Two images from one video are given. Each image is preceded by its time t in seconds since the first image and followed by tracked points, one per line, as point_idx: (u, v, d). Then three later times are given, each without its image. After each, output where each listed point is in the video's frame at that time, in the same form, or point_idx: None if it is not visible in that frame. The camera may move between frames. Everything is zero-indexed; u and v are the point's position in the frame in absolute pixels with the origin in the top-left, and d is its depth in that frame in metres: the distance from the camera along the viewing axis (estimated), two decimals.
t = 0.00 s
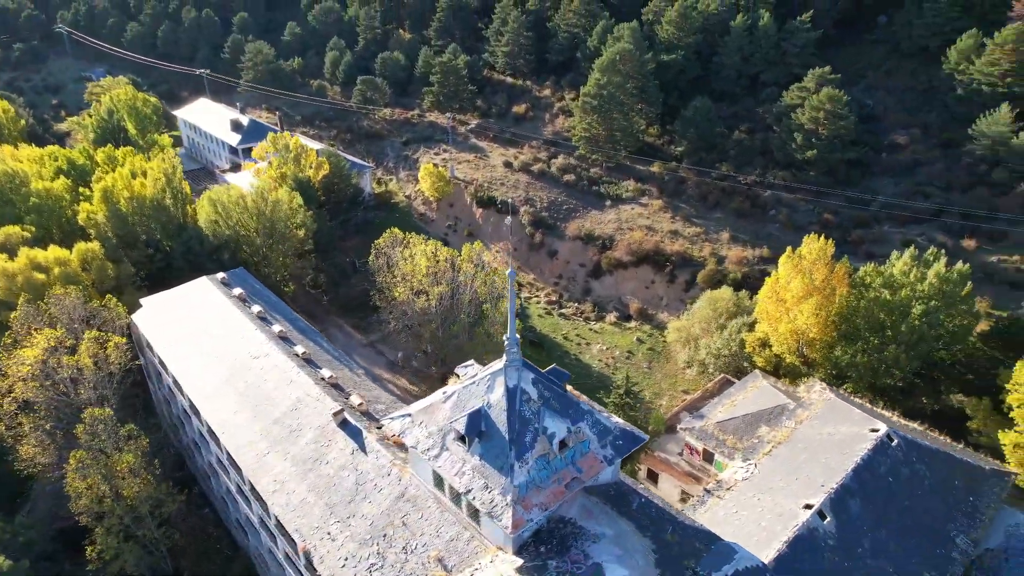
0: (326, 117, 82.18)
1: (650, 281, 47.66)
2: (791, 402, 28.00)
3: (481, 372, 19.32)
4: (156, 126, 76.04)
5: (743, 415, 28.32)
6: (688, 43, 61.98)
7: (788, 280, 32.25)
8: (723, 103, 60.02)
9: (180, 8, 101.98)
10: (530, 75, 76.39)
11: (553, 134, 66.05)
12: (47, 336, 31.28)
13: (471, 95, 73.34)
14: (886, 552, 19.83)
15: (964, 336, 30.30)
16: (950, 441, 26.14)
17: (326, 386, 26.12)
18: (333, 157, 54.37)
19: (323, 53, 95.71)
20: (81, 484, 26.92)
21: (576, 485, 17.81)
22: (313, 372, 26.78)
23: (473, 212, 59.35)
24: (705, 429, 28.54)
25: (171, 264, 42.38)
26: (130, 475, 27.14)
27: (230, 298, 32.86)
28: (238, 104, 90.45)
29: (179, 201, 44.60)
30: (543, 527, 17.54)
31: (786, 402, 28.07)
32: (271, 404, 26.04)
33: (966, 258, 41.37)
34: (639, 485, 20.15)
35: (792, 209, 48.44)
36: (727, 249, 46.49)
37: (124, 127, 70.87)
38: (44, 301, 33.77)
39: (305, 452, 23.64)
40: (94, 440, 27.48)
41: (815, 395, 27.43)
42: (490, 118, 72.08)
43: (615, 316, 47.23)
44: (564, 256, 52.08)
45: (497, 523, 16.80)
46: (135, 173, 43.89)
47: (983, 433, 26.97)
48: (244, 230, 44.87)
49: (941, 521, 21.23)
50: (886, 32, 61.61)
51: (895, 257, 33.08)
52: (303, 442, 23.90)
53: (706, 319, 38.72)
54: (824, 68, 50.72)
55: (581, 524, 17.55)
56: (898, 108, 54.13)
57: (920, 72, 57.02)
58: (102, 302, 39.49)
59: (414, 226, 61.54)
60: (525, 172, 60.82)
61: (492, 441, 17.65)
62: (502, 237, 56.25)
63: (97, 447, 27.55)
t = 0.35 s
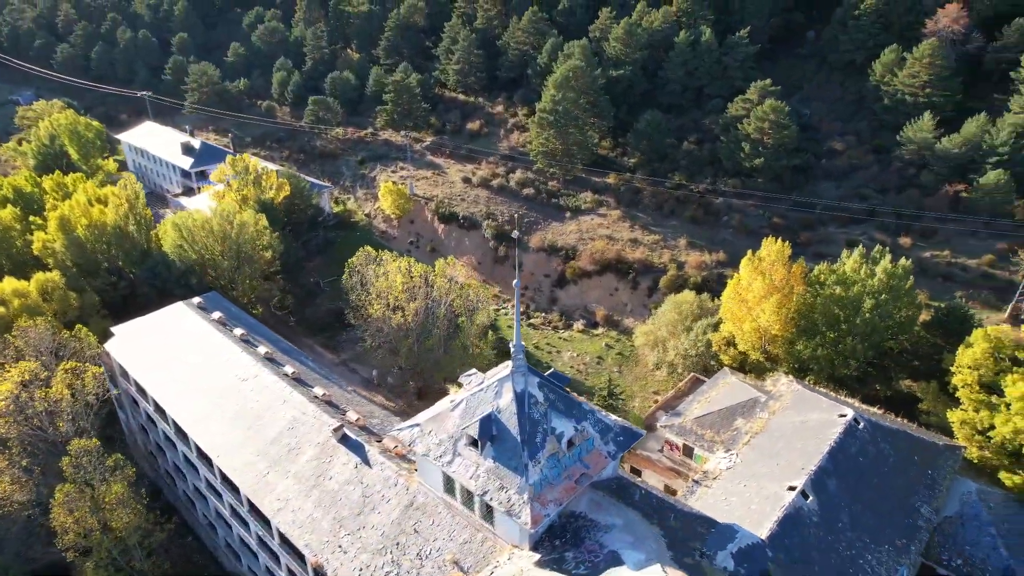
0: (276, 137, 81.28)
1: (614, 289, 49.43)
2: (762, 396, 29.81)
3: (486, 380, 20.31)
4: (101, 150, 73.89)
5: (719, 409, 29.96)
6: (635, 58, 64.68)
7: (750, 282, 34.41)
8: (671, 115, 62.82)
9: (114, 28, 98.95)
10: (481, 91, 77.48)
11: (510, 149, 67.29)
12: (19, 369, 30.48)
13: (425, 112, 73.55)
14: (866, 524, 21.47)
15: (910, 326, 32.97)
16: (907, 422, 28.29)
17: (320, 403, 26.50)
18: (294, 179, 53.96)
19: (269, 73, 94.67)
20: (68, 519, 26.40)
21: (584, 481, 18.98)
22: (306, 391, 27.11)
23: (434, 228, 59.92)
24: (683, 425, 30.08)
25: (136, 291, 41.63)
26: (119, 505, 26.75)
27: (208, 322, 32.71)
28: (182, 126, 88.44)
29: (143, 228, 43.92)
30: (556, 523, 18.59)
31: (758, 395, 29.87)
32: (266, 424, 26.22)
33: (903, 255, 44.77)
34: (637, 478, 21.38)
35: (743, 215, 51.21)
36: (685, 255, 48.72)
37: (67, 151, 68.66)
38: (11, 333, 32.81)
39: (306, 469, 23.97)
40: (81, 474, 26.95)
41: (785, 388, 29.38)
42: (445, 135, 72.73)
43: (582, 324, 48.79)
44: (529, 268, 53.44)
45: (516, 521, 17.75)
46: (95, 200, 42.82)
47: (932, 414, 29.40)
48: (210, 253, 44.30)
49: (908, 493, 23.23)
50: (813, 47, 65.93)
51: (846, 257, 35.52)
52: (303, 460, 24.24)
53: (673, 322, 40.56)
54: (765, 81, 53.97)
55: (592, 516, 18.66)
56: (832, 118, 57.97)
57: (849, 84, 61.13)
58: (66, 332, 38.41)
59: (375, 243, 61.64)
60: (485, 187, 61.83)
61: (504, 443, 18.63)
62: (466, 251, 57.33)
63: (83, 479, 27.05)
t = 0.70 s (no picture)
0: (228, 158, 80.26)
1: (581, 297, 51.02)
2: (735, 392, 31.70)
3: (491, 387, 21.34)
4: (42, 176, 71.24)
5: (696, 407, 31.59)
6: (586, 75, 66.99)
7: (715, 286, 36.81)
8: (623, 128, 65.33)
9: (45, 49, 95.16)
10: (435, 108, 78.00)
11: (468, 164, 68.13)
12: None
13: (381, 133, 72.73)
14: (843, 503, 23.24)
15: (864, 320, 35.61)
16: (867, 409, 30.53)
17: (316, 420, 26.87)
18: (255, 200, 53.58)
19: (215, 94, 93.27)
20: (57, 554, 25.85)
21: (591, 477, 20.13)
22: (301, 409, 27.45)
23: (398, 246, 60.22)
24: (663, 423, 31.54)
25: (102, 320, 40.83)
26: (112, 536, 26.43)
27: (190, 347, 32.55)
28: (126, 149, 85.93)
29: (109, 257, 43.45)
30: (568, 518, 19.66)
31: (731, 392, 31.73)
32: (262, 444, 26.37)
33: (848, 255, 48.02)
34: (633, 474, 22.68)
35: (698, 222, 53.83)
36: (647, 262, 50.75)
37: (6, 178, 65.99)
38: None
39: (309, 486, 24.34)
40: (73, 507, 26.79)
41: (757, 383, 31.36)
42: (402, 152, 72.97)
43: (552, 334, 50.21)
44: (496, 281, 54.59)
45: (532, 518, 18.69)
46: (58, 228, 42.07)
47: (887, 400, 31.96)
48: (179, 279, 43.92)
49: (877, 472, 25.23)
50: (754, 60, 70.95)
51: (802, 259, 37.99)
52: (306, 477, 24.62)
53: (642, 327, 42.12)
54: (711, 95, 56.90)
55: (599, 510, 19.83)
56: (774, 128, 61.51)
57: (787, 95, 65.41)
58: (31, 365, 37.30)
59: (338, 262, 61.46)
60: (446, 203, 62.39)
61: (515, 446, 19.66)
62: (430, 266, 57.94)
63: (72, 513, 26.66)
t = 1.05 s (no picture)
0: (181, 181, 78.97)
1: (549, 307, 52.57)
2: (711, 391, 33.55)
3: (496, 395, 22.42)
4: None
5: (675, 406, 33.19)
6: (541, 91, 68.92)
7: (682, 292, 38.99)
8: (579, 142, 67.52)
9: None
10: (390, 126, 78.08)
11: (428, 180, 68.82)
12: None
13: (339, 152, 72.79)
14: (820, 486, 25.17)
15: (821, 318, 38.13)
16: (830, 400, 32.90)
17: (314, 438, 27.27)
18: (219, 222, 53.16)
19: (161, 115, 91.22)
20: None
21: (595, 474, 21.36)
22: (298, 428, 27.78)
23: (364, 264, 60.42)
24: (644, 424, 32.91)
25: (69, 350, 39.84)
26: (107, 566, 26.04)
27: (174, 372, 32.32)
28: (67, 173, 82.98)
29: (75, 283, 42.27)
30: (577, 515, 20.82)
31: (707, 391, 33.56)
32: (262, 465, 26.56)
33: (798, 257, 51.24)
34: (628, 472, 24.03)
35: (658, 231, 56.26)
36: (612, 271, 52.71)
37: None
38: None
39: (315, 502, 24.74)
40: (65, 540, 26.20)
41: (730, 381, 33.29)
42: (361, 170, 73.04)
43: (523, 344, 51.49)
44: (464, 295, 55.45)
45: (546, 516, 19.81)
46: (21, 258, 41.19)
47: (847, 391, 34.44)
48: (151, 305, 43.57)
49: (846, 457, 27.34)
50: (699, 76, 74.78)
51: (762, 262, 40.36)
52: (310, 493, 25.01)
53: (614, 333, 43.87)
54: (663, 109, 59.54)
55: (605, 505, 21.08)
56: (722, 139, 64.83)
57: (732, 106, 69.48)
58: None
59: (303, 282, 61.16)
60: (410, 220, 62.75)
61: (525, 449, 20.76)
62: (398, 283, 58.43)
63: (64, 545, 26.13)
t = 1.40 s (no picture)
0: (133, 204, 77.10)
1: (520, 318, 53.94)
2: (687, 391, 35.40)
3: (500, 402, 23.45)
4: None
5: (655, 407, 34.61)
6: (499, 107, 70.53)
7: (653, 298, 41.00)
8: (538, 155, 69.34)
9: None
10: (347, 143, 77.66)
11: (390, 197, 69.01)
12: None
13: (297, 170, 72.47)
14: (799, 474, 27.06)
15: (784, 318, 40.54)
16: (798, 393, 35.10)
17: (314, 455, 27.61)
18: (184, 244, 52.47)
19: (104, 136, 88.31)
20: None
21: (600, 473, 22.55)
22: (296, 446, 28.06)
23: (330, 282, 60.33)
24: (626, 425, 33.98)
25: (37, 381, 38.71)
26: None
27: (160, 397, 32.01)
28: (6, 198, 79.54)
29: (41, 312, 41.16)
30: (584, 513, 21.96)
31: (684, 391, 35.41)
32: (263, 484, 26.74)
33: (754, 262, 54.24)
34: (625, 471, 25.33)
35: (620, 241, 58.41)
36: (580, 281, 54.46)
37: None
38: None
39: (322, 517, 25.12)
40: (61, 572, 25.73)
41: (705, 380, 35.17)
42: (321, 188, 72.77)
43: (497, 355, 52.56)
44: (435, 308, 56.11)
45: (559, 514, 20.91)
46: None
47: (812, 385, 36.77)
48: (120, 330, 42.77)
49: (819, 446, 29.40)
50: (649, 90, 78.11)
51: (727, 267, 42.56)
52: (317, 509, 25.38)
53: (588, 340, 45.43)
54: (619, 123, 61.90)
55: (610, 502, 22.30)
56: (675, 150, 67.83)
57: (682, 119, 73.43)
58: None
59: (269, 302, 60.64)
60: (375, 237, 62.75)
61: (534, 451, 21.84)
62: (366, 300, 58.61)
63: None
